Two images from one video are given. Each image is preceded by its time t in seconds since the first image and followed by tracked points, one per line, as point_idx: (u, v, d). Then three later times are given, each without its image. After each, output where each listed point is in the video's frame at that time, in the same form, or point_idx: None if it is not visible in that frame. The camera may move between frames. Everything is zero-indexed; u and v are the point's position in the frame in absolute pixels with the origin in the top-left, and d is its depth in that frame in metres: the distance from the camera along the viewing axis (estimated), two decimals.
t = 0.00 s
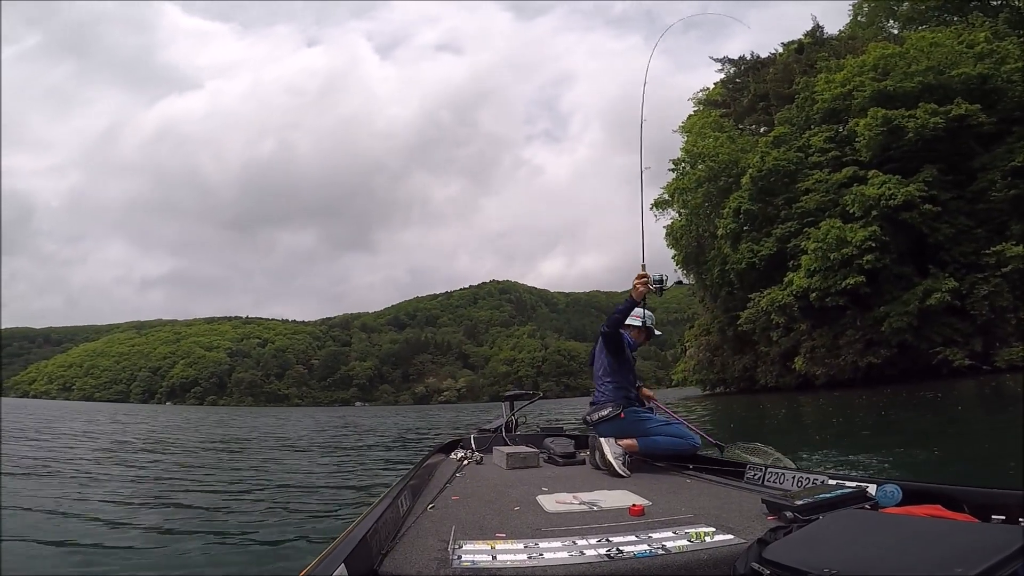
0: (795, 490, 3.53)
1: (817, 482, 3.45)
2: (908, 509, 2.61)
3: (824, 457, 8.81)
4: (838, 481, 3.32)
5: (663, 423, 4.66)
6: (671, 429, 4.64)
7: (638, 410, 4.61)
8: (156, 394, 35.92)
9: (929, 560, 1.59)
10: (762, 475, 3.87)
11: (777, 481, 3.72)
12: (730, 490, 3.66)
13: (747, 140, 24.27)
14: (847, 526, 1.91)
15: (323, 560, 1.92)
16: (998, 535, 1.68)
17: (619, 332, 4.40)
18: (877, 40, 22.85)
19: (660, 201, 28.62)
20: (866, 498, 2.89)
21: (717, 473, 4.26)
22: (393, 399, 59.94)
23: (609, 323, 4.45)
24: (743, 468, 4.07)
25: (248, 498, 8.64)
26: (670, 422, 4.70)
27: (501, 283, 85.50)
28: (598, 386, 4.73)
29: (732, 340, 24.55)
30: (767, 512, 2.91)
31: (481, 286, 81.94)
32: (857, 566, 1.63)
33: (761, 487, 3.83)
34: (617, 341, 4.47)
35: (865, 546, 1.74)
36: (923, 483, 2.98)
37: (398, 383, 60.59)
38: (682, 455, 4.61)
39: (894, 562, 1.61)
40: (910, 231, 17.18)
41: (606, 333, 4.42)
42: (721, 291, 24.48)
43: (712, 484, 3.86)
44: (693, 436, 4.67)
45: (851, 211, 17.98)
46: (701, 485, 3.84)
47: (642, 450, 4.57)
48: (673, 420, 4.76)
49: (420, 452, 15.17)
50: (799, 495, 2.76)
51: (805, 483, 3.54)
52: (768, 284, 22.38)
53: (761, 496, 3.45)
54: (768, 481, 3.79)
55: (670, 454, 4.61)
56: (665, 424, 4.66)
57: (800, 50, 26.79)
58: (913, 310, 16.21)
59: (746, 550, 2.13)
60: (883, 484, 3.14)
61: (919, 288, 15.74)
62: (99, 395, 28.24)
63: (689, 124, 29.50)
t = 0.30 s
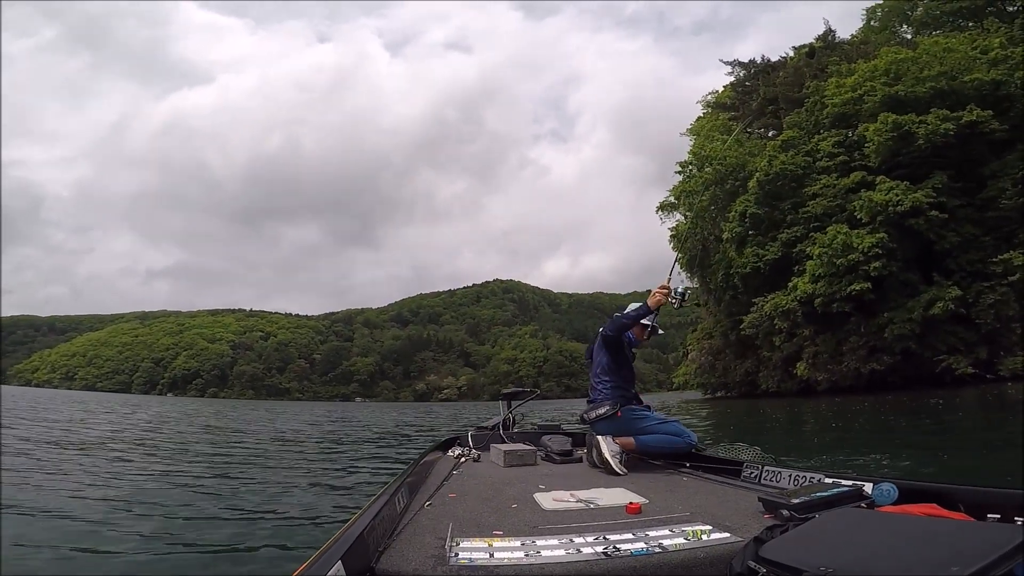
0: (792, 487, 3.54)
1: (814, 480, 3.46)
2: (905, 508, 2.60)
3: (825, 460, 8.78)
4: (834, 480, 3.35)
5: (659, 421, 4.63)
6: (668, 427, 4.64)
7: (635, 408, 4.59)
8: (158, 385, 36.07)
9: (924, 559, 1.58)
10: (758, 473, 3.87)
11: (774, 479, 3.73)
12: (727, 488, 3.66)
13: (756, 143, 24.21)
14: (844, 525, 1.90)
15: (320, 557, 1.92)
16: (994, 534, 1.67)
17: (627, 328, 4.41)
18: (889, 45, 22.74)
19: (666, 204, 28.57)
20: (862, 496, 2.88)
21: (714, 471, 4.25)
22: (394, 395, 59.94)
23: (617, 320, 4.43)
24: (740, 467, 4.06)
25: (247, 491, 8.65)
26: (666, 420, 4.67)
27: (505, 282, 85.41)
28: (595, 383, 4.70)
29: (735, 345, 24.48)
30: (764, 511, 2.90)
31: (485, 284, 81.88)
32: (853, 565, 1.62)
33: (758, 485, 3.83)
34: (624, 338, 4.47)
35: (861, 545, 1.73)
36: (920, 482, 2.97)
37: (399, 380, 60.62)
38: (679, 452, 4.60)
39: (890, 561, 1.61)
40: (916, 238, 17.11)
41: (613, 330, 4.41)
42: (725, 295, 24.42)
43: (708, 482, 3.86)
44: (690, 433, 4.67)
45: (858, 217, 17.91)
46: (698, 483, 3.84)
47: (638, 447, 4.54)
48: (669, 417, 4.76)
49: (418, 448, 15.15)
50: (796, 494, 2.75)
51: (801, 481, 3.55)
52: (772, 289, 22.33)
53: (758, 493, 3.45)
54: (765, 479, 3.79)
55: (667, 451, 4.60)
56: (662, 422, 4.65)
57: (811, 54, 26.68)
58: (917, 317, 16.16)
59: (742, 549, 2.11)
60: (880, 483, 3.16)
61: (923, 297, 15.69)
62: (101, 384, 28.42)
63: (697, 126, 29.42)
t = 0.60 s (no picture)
0: (796, 488, 3.53)
1: (818, 480, 3.45)
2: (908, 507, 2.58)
3: (832, 459, 8.74)
4: (839, 480, 3.32)
5: (665, 422, 4.62)
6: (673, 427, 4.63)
7: (637, 410, 4.60)
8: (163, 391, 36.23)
9: (927, 558, 1.58)
10: (762, 473, 3.86)
11: (778, 480, 3.72)
12: (730, 488, 3.64)
13: (757, 142, 24.18)
14: (848, 525, 1.89)
15: (323, 557, 1.92)
16: (998, 533, 1.65)
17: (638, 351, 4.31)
18: (888, 42, 22.72)
19: (668, 204, 28.54)
20: (866, 496, 2.87)
21: (717, 470, 4.25)
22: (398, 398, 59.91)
23: (626, 339, 4.33)
24: (744, 466, 4.05)
25: (252, 495, 8.67)
26: (672, 420, 4.66)
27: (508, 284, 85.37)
28: (594, 389, 4.67)
29: (739, 344, 24.42)
30: (768, 511, 2.88)
31: (488, 287, 81.91)
32: (856, 565, 1.61)
33: (762, 485, 3.82)
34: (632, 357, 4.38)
35: (864, 545, 1.72)
36: (923, 482, 2.96)
37: (404, 383, 60.63)
38: (685, 452, 4.60)
39: (894, 561, 1.60)
40: (920, 235, 17.06)
41: (622, 350, 4.31)
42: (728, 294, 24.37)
43: (712, 482, 3.84)
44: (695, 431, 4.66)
45: (861, 215, 17.86)
46: (702, 483, 3.83)
47: (644, 448, 4.54)
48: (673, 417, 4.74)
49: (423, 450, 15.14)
50: (800, 493, 2.74)
51: (805, 481, 3.53)
52: (776, 287, 22.29)
53: (762, 493, 3.44)
54: (769, 479, 3.78)
55: (673, 451, 4.60)
56: (666, 422, 4.63)
57: (811, 53, 26.66)
58: (921, 314, 16.11)
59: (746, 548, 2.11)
60: (884, 483, 3.12)
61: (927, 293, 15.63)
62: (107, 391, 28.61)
63: (697, 126, 29.42)
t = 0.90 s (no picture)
0: (797, 487, 3.52)
1: (819, 480, 3.45)
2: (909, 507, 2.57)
3: (835, 459, 8.73)
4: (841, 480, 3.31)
5: (669, 422, 4.58)
6: (678, 427, 4.58)
7: (640, 411, 4.55)
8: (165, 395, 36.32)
9: (929, 559, 1.57)
10: (764, 473, 3.85)
11: (779, 480, 3.71)
12: (731, 488, 3.64)
13: (758, 142, 24.17)
14: (850, 525, 1.88)
15: (324, 557, 1.93)
16: (1000, 535, 1.65)
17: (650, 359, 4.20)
18: (888, 42, 22.71)
19: (670, 204, 28.53)
20: (868, 496, 2.87)
21: (718, 470, 4.24)
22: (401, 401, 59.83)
23: (637, 346, 4.20)
24: (745, 466, 4.04)
25: (255, 496, 8.67)
26: (675, 419, 4.64)
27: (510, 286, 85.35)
28: (597, 392, 4.57)
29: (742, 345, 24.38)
30: (769, 511, 2.88)
31: (490, 289, 81.86)
32: (857, 566, 1.62)
33: (763, 485, 3.82)
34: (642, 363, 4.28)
35: (866, 545, 1.72)
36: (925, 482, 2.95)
37: (407, 385, 60.61)
38: (688, 450, 4.58)
39: (895, 561, 1.59)
40: (923, 234, 17.02)
41: (634, 357, 4.19)
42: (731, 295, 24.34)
43: (713, 482, 3.83)
44: (698, 430, 4.64)
45: (863, 214, 17.83)
46: (703, 483, 3.82)
47: (646, 448, 4.52)
48: (675, 416, 4.71)
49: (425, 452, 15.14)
50: (802, 493, 2.73)
51: (807, 481, 3.53)
52: (778, 287, 22.26)
53: (763, 493, 3.43)
54: (770, 479, 3.77)
55: (676, 450, 4.58)
56: (670, 422, 4.59)
57: (811, 52, 26.65)
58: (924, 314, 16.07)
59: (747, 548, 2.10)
60: (885, 483, 3.10)
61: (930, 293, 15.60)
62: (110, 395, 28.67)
63: (698, 126, 29.42)
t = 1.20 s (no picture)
0: (795, 488, 3.52)
1: (817, 481, 3.45)
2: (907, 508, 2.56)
3: (837, 463, 8.70)
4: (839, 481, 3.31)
5: (669, 422, 4.57)
6: (677, 428, 4.58)
7: (639, 412, 4.52)
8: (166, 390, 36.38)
9: (927, 560, 1.56)
10: (762, 473, 3.85)
11: (777, 480, 3.71)
12: (730, 488, 3.64)
13: (764, 145, 24.11)
14: (848, 526, 1.87)
15: (323, 556, 1.93)
16: (998, 535, 1.63)
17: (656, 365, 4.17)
18: (896, 45, 22.62)
19: (674, 206, 28.48)
20: (866, 496, 2.86)
21: (717, 471, 4.24)
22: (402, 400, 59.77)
23: (643, 352, 4.16)
24: (744, 467, 4.04)
25: (255, 493, 8.67)
26: (674, 420, 4.62)
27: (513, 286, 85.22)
28: (596, 394, 4.52)
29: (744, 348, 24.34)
30: (767, 512, 2.87)
31: (492, 289, 81.74)
32: (856, 567, 1.60)
33: (761, 485, 3.82)
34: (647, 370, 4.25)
35: (864, 547, 1.70)
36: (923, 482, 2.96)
37: (408, 384, 60.57)
38: (686, 450, 4.59)
39: (892, 563, 1.58)
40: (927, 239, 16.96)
41: (640, 364, 4.14)
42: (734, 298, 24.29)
43: (712, 483, 3.83)
44: (697, 430, 4.65)
45: (868, 219, 17.78)
46: (701, 483, 3.81)
47: (646, 449, 4.52)
48: (674, 417, 4.71)
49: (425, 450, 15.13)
50: (800, 494, 2.72)
51: (805, 481, 3.53)
52: (781, 291, 22.21)
53: (761, 493, 3.43)
54: (769, 479, 3.77)
55: (675, 451, 4.59)
56: (669, 422, 4.59)
57: (818, 55, 26.56)
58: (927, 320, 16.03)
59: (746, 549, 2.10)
60: (883, 483, 3.11)
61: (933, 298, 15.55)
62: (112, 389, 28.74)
63: (704, 128, 29.36)
